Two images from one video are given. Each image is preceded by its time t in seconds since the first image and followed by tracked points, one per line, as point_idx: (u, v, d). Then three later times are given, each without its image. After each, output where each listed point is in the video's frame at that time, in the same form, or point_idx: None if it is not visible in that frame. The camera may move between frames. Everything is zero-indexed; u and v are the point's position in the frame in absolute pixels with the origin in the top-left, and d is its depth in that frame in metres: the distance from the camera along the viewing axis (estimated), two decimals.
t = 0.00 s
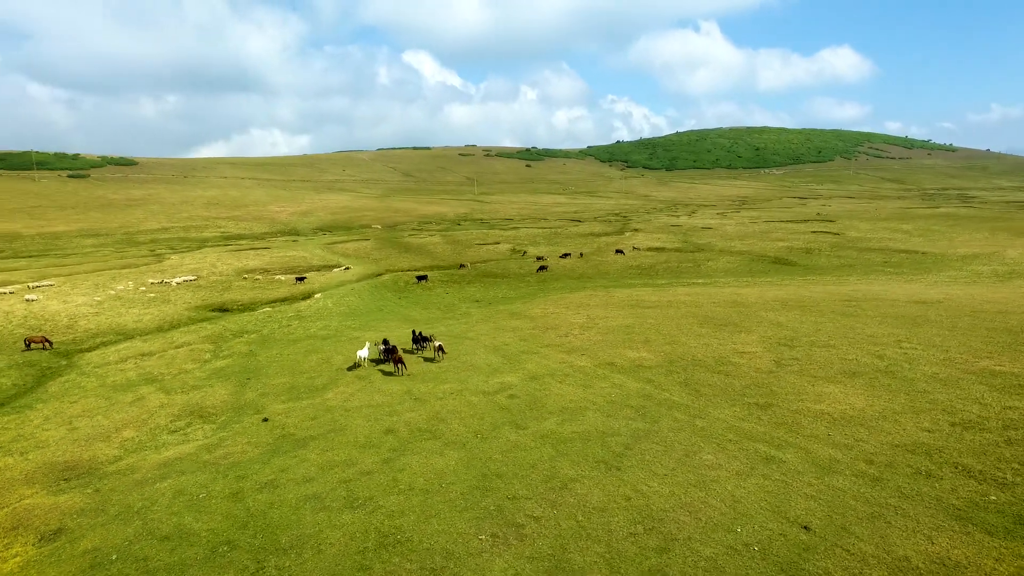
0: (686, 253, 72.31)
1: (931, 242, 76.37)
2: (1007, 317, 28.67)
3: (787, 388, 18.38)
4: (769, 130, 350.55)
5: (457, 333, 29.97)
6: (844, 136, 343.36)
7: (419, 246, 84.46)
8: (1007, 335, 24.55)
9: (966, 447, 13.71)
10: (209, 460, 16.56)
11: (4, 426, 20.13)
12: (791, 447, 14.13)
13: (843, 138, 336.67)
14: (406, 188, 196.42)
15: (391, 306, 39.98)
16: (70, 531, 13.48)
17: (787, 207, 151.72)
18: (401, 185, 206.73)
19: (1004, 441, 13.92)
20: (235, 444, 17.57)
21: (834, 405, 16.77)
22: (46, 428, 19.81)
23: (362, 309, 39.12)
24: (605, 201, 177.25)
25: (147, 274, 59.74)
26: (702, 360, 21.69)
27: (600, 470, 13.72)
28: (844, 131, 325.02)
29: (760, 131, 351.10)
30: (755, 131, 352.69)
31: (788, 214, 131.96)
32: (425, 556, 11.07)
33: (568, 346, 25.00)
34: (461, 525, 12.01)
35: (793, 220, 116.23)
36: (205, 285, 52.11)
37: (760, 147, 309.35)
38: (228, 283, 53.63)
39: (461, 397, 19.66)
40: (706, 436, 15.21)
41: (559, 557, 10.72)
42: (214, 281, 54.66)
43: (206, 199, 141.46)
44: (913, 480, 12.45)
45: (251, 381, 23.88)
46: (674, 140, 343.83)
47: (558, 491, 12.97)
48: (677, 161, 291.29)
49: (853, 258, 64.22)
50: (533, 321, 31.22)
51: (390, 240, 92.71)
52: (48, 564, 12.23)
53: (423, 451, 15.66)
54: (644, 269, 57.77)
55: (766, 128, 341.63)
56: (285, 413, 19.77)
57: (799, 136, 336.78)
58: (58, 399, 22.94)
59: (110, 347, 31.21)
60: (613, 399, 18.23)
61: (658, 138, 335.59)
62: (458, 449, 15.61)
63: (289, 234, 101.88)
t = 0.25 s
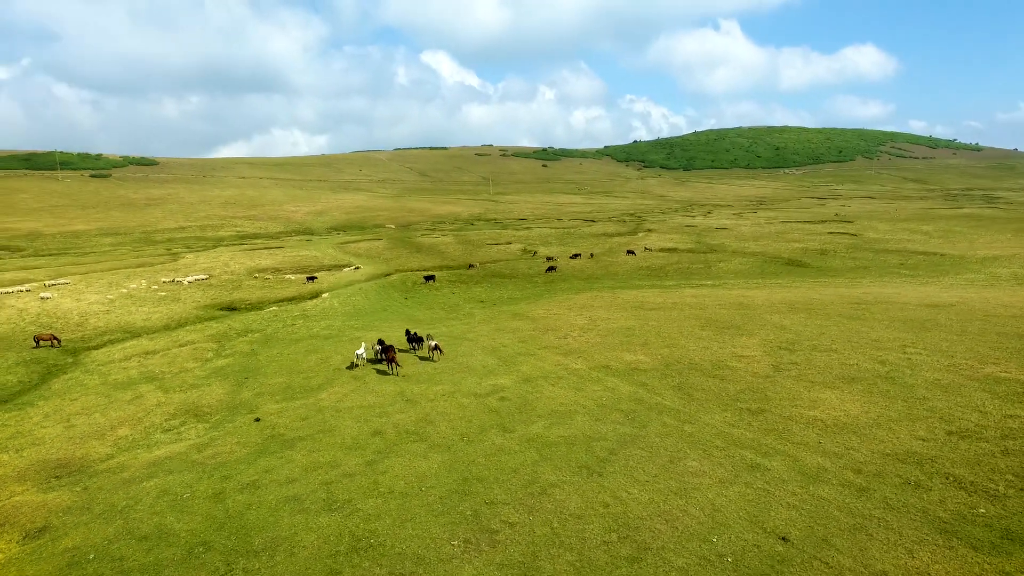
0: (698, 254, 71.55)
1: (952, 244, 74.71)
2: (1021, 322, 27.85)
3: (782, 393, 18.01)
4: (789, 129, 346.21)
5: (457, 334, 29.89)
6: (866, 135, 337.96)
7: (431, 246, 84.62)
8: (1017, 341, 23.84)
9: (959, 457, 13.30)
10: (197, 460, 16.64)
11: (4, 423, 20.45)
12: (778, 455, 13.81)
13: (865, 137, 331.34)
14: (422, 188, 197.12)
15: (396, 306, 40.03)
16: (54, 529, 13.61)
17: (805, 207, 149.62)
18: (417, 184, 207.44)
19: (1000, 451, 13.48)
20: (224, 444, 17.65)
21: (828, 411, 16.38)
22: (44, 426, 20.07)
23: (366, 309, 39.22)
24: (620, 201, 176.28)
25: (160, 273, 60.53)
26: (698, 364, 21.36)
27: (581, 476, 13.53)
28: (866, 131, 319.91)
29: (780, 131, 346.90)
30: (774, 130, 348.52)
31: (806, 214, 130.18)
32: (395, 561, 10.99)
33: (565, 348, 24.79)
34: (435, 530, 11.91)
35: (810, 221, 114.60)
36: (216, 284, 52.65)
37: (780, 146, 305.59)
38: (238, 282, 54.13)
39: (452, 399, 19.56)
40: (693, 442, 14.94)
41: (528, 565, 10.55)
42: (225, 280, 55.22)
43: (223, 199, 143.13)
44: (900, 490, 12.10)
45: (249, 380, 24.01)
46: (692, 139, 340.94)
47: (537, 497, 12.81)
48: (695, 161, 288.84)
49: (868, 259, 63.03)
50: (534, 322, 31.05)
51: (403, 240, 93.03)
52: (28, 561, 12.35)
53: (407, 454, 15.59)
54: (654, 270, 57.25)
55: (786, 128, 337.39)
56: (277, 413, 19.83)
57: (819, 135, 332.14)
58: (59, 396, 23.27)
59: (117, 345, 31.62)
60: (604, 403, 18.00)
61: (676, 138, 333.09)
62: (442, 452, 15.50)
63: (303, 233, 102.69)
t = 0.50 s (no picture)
0: (711, 255, 70.73)
1: (973, 245, 72.96)
2: None
3: (777, 399, 17.62)
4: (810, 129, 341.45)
5: (458, 334, 29.76)
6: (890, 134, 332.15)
7: (443, 245, 84.71)
8: None
9: (952, 468, 12.87)
10: (186, 459, 16.70)
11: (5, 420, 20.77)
12: (766, 462, 13.48)
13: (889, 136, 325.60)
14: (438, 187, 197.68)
15: (402, 306, 40.05)
16: (39, 526, 13.74)
17: (825, 207, 147.31)
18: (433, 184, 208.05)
19: (996, 462, 13.03)
20: (214, 443, 17.71)
21: (822, 418, 15.98)
22: (43, 423, 20.32)
23: (371, 309, 39.27)
24: (637, 200, 175.12)
25: (174, 272, 61.31)
26: (695, 368, 21.00)
27: (562, 482, 13.33)
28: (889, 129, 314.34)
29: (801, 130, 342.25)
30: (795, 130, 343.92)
31: (824, 215, 128.20)
32: (365, 566, 10.89)
33: (563, 350, 24.54)
34: (409, 534, 11.79)
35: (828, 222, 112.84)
36: (227, 283, 53.18)
37: (801, 145, 301.53)
38: (249, 281, 54.60)
39: (443, 401, 19.43)
40: (680, 447, 14.65)
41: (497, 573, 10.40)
42: (237, 278, 55.76)
43: (241, 198, 144.79)
44: (887, 502, 11.73)
45: (247, 380, 24.11)
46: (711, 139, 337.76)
47: (514, 502, 12.64)
48: (714, 160, 286.05)
49: (885, 261, 61.80)
50: (536, 324, 30.84)
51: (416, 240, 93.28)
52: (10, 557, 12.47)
53: (391, 456, 15.49)
54: (665, 271, 56.65)
55: (807, 127, 332.81)
56: (270, 413, 19.87)
57: (842, 134, 327.07)
58: (62, 393, 23.58)
59: (123, 343, 32.02)
60: (595, 407, 17.77)
61: (695, 137, 330.23)
62: (426, 455, 15.39)
63: (318, 233, 103.45)
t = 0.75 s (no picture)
0: (725, 256, 69.88)
1: (997, 247, 71.16)
2: None
3: (772, 405, 17.23)
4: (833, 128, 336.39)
5: (459, 335, 29.64)
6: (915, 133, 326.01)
7: (456, 245, 84.77)
8: None
9: (946, 480, 12.44)
10: (176, 459, 16.78)
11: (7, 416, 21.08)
12: (752, 471, 13.16)
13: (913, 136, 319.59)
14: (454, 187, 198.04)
15: (407, 306, 40.06)
16: (25, 523, 13.88)
17: (845, 207, 144.91)
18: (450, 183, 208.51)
19: (992, 474, 12.57)
20: (205, 443, 17.77)
21: (816, 425, 15.57)
22: (42, 420, 20.58)
23: (377, 309, 39.32)
24: (653, 200, 173.88)
25: (188, 270, 62.07)
26: (692, 372, 20.62)
27: (542, 488, 13.13)
28: (914, 128, 308.37)
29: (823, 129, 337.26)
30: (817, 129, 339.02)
31: (844, 215, 126.11)
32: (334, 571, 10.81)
33: (561, 352, 24.30)
34: (383, 539, 11.69)
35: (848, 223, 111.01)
36: (238, 282, 53.67)
37: (822, 145, 297.23)
38: (261, 279, 55.05)
39: (435, 403, 19.31)
40: (667, 454, 14.37)
41: None
42: (248, 277, 56.27)
43: (259, 198, 146.38)
44: (873, 514, 11.38)
45: (245, 379, 24.23)
46: (731, 138, 334.26)
47: (492, 509, 12.46)
48: (733, 160, 283.07)
49: (903, 263, 60.55)
50: (538, 325, 30.62)
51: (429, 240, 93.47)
52: None
53: (376, 459, 15.39)
54: (676, 272, 56.05)
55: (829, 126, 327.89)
56: (263, 413, 19.92)
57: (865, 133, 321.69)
58: (64, 391, 23.88)
59: (131, 341, 32.42)
60: (585, 411, 17.53)
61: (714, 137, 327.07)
62: (411, 458, 15.26)
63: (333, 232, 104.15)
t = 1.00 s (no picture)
0: (742, 257, 68.84)
1: None
2: None
3: (770, 411, 16.82)
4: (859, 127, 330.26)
5: (462, 336, 29.52)
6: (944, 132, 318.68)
7: (471, 245, 84.78)
8: None
9: (943, 493, 11.97)
10: (169, 457, 16.90)
11: (13, 412, 21.46)
12: (741, 481, 12.78)
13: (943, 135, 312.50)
14: (473, 187, 198.26)
15: (416, 306, 40.08)
16: (14, 520, 14.04)
17: (870, 208, 142.06)
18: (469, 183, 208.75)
19: (993, 489, 12.06)
20: (199, 442, 17.85)
21: (813, 434, 15.14)
22: (46, 417, 20.89)
23: (385, 309, 39.39)
24: (673, 201, 172.27)
25: (206, 269, 62.90)
26: (692, 377, 20.21)
27: (525, 494, 12.94)
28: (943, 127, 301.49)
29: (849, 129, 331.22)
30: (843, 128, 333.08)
31: (869, 216, 123.63)
32: None
33: (562, 355, 24.04)
34: (359, 543, 11.58)
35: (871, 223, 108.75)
36: (252, 280, 54.21)
37: (848, 144, 291.95)
38: (275, 279, 55.51)
39: (428, 405, 19.19)
40: (655, 461, 14.07)
41: None
42: (263, 276, 56.80)
43: (280, 197, 148.00)
44: (862, 529, 10.98)
45: (247, 378, 24.37)
46: (754, 138, 330.03)
47: (472, 515, 12.29)
48: (755, 160, 279.41)
49: (926, 266, 59.04)
50: (542, 326, 30.41)
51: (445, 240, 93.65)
52: None
53: (363, 461, 15.33)
54: (690, 274, 55.34)
55: (856, 125, 321.99)
56: (260, 413, 19.99)
57: (892, 132, 315.40)
58: (71, 387, 24.24)
59: (142, 339, 32.85)
60: (578, 415, 17.25)
61: (736, 137, 323.23)
62: (397, 461, 15.16)
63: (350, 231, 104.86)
